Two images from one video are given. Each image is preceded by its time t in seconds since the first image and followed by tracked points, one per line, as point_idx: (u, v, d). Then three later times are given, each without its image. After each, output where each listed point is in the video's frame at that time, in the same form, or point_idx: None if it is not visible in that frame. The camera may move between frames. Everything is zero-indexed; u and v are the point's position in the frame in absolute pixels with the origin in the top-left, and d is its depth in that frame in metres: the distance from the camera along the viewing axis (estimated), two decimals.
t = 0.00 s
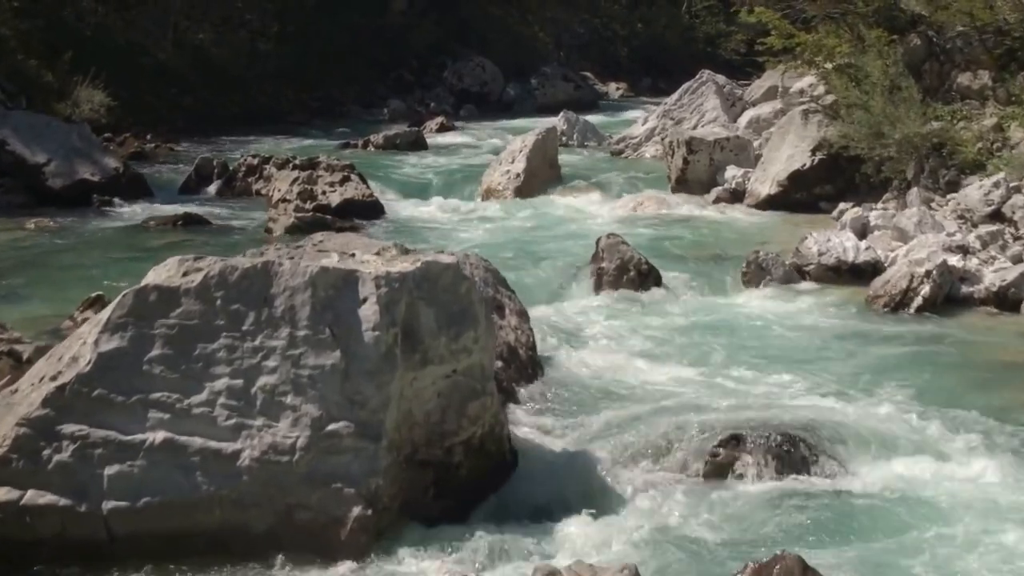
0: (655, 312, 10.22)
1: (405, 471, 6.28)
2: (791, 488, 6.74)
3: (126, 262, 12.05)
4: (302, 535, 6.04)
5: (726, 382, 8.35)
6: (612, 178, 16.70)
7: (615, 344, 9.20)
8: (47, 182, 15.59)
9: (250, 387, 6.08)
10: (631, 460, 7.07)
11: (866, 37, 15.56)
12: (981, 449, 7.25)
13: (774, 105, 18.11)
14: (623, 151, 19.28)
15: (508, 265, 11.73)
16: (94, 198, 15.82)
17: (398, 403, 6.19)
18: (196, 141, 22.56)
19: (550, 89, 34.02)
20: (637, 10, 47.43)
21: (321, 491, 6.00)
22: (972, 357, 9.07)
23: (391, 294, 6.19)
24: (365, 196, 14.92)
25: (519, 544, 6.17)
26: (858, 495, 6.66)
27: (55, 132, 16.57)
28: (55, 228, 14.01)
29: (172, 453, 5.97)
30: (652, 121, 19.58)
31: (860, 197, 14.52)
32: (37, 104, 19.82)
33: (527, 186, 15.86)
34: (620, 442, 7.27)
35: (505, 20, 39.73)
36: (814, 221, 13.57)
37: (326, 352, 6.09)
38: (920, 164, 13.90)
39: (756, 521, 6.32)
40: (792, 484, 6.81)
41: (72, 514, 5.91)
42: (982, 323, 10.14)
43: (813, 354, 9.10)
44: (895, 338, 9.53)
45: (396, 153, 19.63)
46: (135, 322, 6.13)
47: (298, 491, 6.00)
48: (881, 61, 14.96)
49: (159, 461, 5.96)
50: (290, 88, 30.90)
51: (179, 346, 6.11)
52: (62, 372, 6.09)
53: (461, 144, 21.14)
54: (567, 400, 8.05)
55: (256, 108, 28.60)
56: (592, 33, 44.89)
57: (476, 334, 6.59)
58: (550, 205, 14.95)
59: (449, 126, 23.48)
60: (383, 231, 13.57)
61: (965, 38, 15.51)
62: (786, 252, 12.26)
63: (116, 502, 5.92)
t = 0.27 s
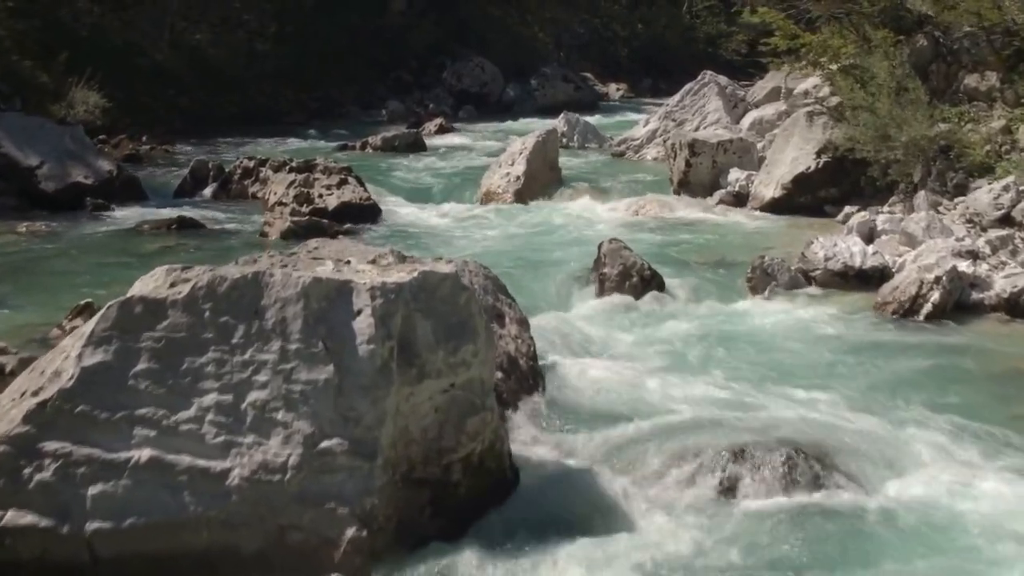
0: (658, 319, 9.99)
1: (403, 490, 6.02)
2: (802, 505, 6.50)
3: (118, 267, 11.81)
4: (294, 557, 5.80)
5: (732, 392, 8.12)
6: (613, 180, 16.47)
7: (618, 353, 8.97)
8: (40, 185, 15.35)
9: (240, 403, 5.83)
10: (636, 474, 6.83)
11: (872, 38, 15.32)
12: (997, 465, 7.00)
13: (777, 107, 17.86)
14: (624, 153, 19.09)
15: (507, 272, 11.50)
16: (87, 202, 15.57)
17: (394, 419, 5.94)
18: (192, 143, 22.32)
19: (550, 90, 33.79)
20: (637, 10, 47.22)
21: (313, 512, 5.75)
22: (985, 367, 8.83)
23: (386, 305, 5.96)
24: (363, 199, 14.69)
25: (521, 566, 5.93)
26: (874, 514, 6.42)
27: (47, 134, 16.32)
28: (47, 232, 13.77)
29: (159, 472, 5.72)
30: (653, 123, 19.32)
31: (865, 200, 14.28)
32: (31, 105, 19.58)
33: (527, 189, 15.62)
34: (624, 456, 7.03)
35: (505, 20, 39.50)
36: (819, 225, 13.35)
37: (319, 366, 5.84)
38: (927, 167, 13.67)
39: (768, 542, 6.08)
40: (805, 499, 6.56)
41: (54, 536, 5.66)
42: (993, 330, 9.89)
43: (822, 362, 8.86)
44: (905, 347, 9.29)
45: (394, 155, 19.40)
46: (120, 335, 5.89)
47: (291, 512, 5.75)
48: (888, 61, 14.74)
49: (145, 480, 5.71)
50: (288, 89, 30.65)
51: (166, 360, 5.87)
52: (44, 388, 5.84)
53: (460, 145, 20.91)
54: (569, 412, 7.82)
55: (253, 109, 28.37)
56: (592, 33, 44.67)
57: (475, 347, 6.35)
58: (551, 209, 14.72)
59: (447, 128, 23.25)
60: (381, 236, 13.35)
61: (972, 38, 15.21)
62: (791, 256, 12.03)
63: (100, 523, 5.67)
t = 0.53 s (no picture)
0: (661, 326, 9.75)
1: (398, 509, 5.77)
2: (812, 522, 6.27)
3: (109, 272, 11.58)
4: None
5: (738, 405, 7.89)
6: (614, 183, 16.24)
7: (620, 362, 8.74)
8: (32, 187, 15.10)
9: (228, 419, 5.59)
10: (641, 490, 6.61)
11: (877, 38, 15.07)
12: (1013, 481, 6.76)
13: (780, 108, 17.69)
14: (624, 155, 18.96)
15: (506, 278, 11.28)
16: (80, 204, 15.33)
17: (390, 435, 5.69)
18: (188, 145, 22.10)
19: (549, 91, 33.54)
20: (636, 10, 47.00)
21: (306, 532, 5.51)
22: (998, 377, 8.59)
23: (382, 317, 5.70)
24: (360, 202, 14.45)
25: None
26: (889, 532, 6.18)
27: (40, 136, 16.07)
28: (38, 236, 13.54)
29: (144, 491, 5.48)
30: (655, 125, 19.20)
31: (870, 202, 14.07)
32: (24, 107, 19.36)
33: (527, 192, 15.40)
34: (629, 471, 6.80)
35: (504, 20, 39.26)
36: (824, 229, 13.12)
37: (310, 380, 5.60)
38: (934, 168, 13.40)
39: (779, 560, 5.85)
40: (815, 517, 6.33)
41: (35, 558, 5.43)
42: (1005, 338, 9.65)
43: (830, 372, 8.63)
44: (914, 356, 9.07)
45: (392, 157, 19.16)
46: (104, 347, 5.65)
47: (282, 532, 5.50)
48: (894, 62, 14.49)
49: (130, 499, 5.48)
50: (285, 90, 30.42)
51: (151, 373, 5.63)
52: (24, 402, 5.61)
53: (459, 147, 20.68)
54: (571, 424, 7.59)
55: (249, 110, 28.13)
56: (593, 34, 44.47)
57: (473, 360, 6.12)
58: (551, 213, 14.50)
59: (446, 129, 23.03)
60: (377, 241, 13.12)
61: (979, 39, 14.97)
62: (796, 261, 11.81)
63: (82, 544, 5.43)
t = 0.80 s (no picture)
0: (664, 331, 9.51)
1: (392, 527, 5.53)
2: (820, 540, 6.05)
3: (100, 276, 11.35)
4: None
5: (744, 415, 7.65)
6: (615, 184, 16.00)
7: (622, 369, 8.50)
8: (23, 190, 14.86)
9: (214, 435, 5.34)
10: (644, 505, 6.37)
11: (882, 38, 14.80)
12: None
13: (783, 109, 17.49)
14: (625, 156, 18.77)
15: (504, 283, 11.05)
16: (72, 207, 15.09)
17: (384, 451, 5.43)
18: (183, 146, 21.86)
19: (548, 92, 33.30)
20: (636, 10, 46.79)
21: (294, 553, 5.26)
22: (1011, 386, 8.35)
23: (375, 327, 5.45)
24: (356, 205, 14.21)
25: None
26: (904, 553, 5.93)
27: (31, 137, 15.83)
28: (28, 239, 13.31)
29: (125, 510, 5.26)
30: (656, 125, 19.02)
31: (876, 205, 13.83)
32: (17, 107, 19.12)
33: (526, 194, 15.16)
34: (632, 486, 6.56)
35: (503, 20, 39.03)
36: (828, 232, 12.90)
37: (300, 394, 5.34)
38: (940, 171, 13.17)
39: None
40: (823, 535, 6.10)
41: None
42: (1016, 345, 9.41)
43: (837, 379, 8.38)
44: (925, 363, 8.83)
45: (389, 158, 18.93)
46: (84, 360, 5.41)
47: (270, 553, 5.26)
48: (900, 62, 14.22)
49: (111, 519, 5.26)
50: (282, 90, 30.17)
51: (133, 387, 5.39)
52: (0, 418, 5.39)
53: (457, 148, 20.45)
54: (572, 436, 7.35)
55: (246, 110, 27.89)
56: (592, 34, 44.24)
57: (471, 371, 5.87)
58: (551, 215, 14.27)
59: (445, 130, 22.80)
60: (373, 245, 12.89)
61: (985, 39, 14.72)
62: (801, 265, 11.57)
63: (61, 566, 5.22)
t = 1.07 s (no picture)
0: (667, 338, 9.28)
1: (384, 548, 5.26)
2: (831, 557, 5.79)
3: (88, 281, 11.10)
4: None
5: (749, 426, 7.40)
6: (615, 186, 15.76)
7: (624, 378, 8.26)
8: (14, 191, 14.61)
9: (197, 452, 5.09)
10: (646, 522, 6.12)
11: (888, 37, 14.55)
12: None
13: (785, 110, 17.27)
14: (625, 157, 18.55)
15: (502, 287, 10.81)
16: (63, 208, 14.83)
17: (375, 468, 5.17)
18: (179, 147, 21.61)
19: (548, 93, 33.04)
20: (637, 10, 46.53)
21: None
22: None
23: (366, 338, 5.17)
24: (352, 207, 13.95)
25: None
26: (917, 572, 5.67)
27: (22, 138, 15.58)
28: (17, 242, 13.06)
29: (104, 531, 5.04)
30: (657, 126, 18.81)
31: (880, 208, 13.61)
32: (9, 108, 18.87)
33: (526, 196, 14.91)
34: (635, 502, 6.32)
35: (503, 20, 38.77)
36: (833, 235, 12.66)
37: (287, 409, 5.07)
38: (947, 173, 12.93)
39: None
40: (835, 552, 5.85)
41: None
42: None
43: (845, 389, 8.13)
44: (935, 372, 8.58)
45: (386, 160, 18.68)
46: (62, 373, 5.18)
47: None
48: (905, 61, 13.95)
49: (89, 540, 5.04)
50: (279, 90, 29.92)
51: (113, 402, 5.16)
52: None
53: (456, 149, 20.21)
54: (572, 448, 7.11)
55: (243, 111, 27.64)
56: (592, 34, 43.98)
57: (467, 385, 5.64)
58: (550, 218, 14.03)
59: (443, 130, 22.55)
60: (369, 248, 12.64)
61: (992, 38, 14.48)
62: (806, 269, 11.33)
63: None
